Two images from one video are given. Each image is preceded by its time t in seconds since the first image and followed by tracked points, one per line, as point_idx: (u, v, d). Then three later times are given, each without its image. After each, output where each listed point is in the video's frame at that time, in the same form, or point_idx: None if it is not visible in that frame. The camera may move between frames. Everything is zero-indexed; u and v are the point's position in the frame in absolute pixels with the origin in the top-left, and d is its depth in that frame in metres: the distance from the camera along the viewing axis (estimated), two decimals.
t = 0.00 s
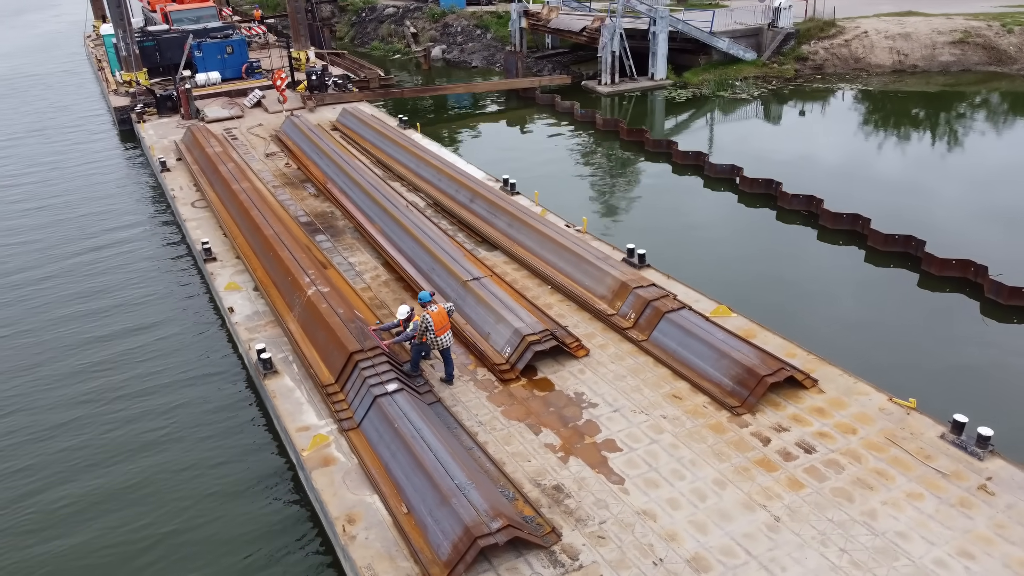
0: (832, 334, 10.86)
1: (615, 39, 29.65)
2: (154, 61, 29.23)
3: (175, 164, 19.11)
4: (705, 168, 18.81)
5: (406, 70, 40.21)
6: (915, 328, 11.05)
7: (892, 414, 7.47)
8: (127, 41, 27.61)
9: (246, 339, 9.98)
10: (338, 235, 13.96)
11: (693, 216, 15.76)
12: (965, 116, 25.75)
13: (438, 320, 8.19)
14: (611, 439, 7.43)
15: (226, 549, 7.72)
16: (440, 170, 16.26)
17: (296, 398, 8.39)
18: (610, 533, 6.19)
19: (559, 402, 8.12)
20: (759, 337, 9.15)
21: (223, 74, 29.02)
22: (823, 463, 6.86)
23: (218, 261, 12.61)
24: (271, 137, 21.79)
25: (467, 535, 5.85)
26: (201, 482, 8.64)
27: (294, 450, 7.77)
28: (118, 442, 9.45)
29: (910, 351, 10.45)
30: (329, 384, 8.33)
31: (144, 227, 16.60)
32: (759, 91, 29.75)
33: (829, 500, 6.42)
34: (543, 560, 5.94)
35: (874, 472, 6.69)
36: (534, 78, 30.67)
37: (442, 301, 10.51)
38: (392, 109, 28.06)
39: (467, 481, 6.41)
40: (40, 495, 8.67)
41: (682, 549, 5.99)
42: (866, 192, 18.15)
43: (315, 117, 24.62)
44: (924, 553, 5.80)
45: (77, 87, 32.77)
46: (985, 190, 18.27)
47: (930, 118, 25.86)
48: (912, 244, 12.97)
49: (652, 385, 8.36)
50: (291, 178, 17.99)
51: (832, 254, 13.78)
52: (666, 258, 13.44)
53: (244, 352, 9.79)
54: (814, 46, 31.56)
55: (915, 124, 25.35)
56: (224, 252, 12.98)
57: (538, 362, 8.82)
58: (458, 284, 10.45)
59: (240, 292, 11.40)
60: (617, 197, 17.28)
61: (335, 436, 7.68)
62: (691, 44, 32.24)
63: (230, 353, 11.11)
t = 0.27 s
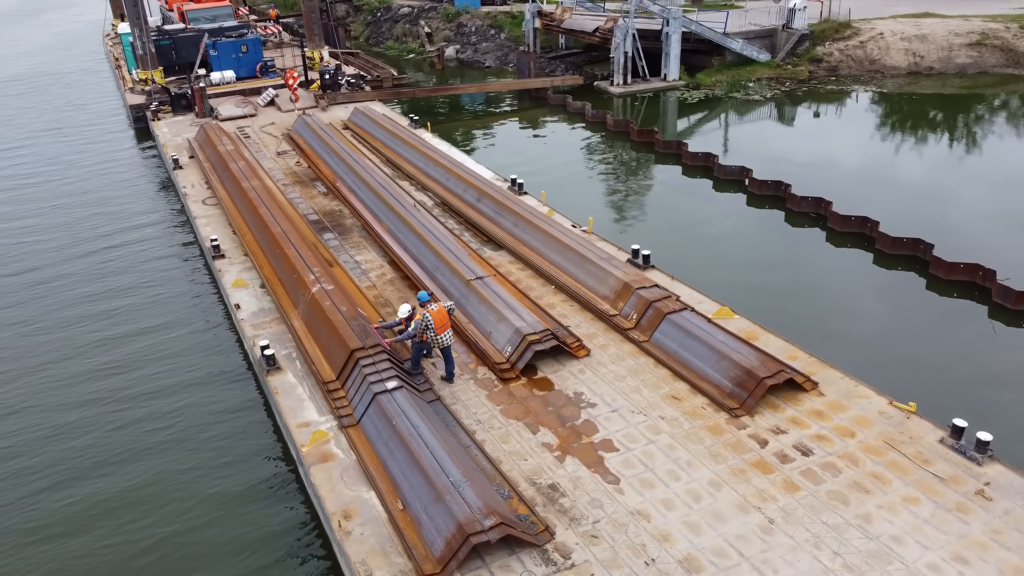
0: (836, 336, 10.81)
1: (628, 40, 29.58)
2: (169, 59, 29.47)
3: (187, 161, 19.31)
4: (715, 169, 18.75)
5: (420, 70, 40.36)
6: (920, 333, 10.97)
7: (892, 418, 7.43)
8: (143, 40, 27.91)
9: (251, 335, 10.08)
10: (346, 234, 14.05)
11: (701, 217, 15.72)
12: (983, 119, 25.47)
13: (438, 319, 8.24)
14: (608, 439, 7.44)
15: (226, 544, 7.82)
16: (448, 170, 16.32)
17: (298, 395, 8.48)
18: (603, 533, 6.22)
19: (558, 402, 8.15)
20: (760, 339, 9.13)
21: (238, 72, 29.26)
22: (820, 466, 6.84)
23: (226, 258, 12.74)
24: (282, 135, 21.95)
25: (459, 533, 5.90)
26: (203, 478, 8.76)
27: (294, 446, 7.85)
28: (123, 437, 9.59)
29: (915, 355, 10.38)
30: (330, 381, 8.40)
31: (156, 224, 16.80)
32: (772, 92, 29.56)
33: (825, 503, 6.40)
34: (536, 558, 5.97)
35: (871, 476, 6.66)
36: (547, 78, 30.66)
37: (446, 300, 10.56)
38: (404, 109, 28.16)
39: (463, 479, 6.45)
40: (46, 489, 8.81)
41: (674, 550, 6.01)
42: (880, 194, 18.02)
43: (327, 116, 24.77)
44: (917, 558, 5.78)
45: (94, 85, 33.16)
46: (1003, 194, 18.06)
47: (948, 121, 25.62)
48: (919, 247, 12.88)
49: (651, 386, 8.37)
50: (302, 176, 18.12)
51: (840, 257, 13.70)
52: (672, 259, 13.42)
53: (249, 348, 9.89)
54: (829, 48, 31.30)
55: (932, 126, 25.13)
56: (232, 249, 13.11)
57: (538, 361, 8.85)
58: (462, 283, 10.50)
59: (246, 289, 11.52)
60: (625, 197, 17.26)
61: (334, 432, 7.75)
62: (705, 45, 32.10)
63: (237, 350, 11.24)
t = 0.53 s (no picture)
0: (841, 340, 10.75)
1: (640, 40, 29.50)
2: (185, 58, 29.77)
3: (199, 159, 19.51)
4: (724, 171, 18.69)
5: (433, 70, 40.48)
6: (927, 337, 10.89)
7: (892, 422, 7.39)
8: (159, 39, 28.20)
9: (256, 332, 10.19)
10: (354, 233, 14.15)
11: (709, 219, 15.67)
12: (1001, 122, 25.19)
13: (438, 317, 8.31)
14: (606, 439, 7.46)
15: (226, 542, 7.94)
16: (456, 170, 16.38)
17: (300, 391, 8.56)
18: (597, 532, 6.24)
19: (557, 402, 8.18)
20: (763, 341, 9.10)
21: (252, 71, 29.48)
22: (817, 469, 6.82)
23: (234, 256, 12.88)
24: (294, 134, 22.12)
25: (453, 530, 5.95)
26: (206, 476, 8.89)
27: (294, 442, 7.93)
28: (128, 435, 9.74)
29: (921, 359, 10.31)
30: (331, 378, 8.47)
31: (168, 222, 17.01)
32: (785, 93, 29.38)
33: (820, 506, 6.38)
34: (529, 557, 6.01)
35: (868, 480, 6.64)
36: (559, 79, 30.64)
37: (449, 299, 10.61)
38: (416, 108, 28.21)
39: (458, 477, 6.49)
40: (53, 485, 8.98)
41: (667, 551, 6.02)
42: (894, 197, 17.87)
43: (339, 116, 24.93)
44: (911, 563, 5.76)
45: (112, 84, 33.57)
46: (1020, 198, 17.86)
47: (966, 124, 25.37)
48: (928, 251, 12.80)
49: (651, 387, 8.37)
50: (312, 175, 18.26)
51: (847, 260, 13.62)
52: (678, 261, 13.40)
53: (253, 345, 9.99)
54: (844, 49, 31.04)
55: (949, 129, 24.90)
56: (241, 247, 13.24)
57: (539, 361, 8.89)
58: (465, 282, 10.55)
59: (253, 286, 11.63)
60: (634, 199, 17.23)
61: (334, 429, 7.83)
62: (718, 46, 31.94)
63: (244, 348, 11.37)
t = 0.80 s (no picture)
0: (845, 344, 10.71)
1: (653, 41, 29.42)
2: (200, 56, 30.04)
3: (211, 157, 19.70)
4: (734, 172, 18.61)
5: (447, 70, 40.59)
6: (931, 343, 10.83)
7: (891, 426, 7.35)
8: (174, 37, 28.48)
9: (261, 329, 10.29)
10: (361, 231, 14.25)
11: (716, 220, 15.64)
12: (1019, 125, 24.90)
13: (438, 317, 8.37)
14: (603, 439, 7.49)
15: (227, 540, 8.05)
16: (464, 169, 16.44)
17: (302, 388, 8.64)
18: (590, 532, 6.27)
19: (556, 401, 8.21)
20: (764, 344, 9.09)
21: (266, 70, 29.68)
22: (813, 472, 6.81)
23: (242, 253, 13.00)
24: (306, 133, 22.28)
25: (446, 528, 5.99)
26: (208, 474, 9.00)
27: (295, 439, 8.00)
28: (133, 432, 9.87)
29: (925, 365, 10.25)
30: (333, 375, 8.55)
31: (180, 221, 17.19)
32: (798, 95, 29.19)
33: (816, 510, 6.37)
34: (522, 556, 6.05)
35: (864, 484, 6.61)
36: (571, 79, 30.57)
37: (453, 299, 10.66)
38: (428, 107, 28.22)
39: (453, 475, 6.53)
40: (60, 479, 9.15)
41: (659, 552, 6.04)
42: (907, 199, 17.71)
43: (350, 115, 25.06)
44: (904, 568, 5.74)
45: (128, 82, 33.94)
46: None
47: (983, 126, 25.11)
48: (936, 255, 12.71)
49: (650, 388, 8.38)
50: (321, 174, 18.38)
51: (855, 263, 13.54)
52: (683, 264, 13.38)
53: (258, 342, 10.09)
54: (858, 51, 30.83)
55: (966, 132, 24.65)
56: (249, 245, 13.36)
57: (539, 361, 8.92)
58: (469, 282, 10.60)
59: (260, 284, 11.75)
60: (641, 199, 17.20)
61: (334, 427, 7.89)
62: (732, 47, 31.75)
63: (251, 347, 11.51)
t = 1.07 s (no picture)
0: (849, 348, 10.67)
1: (665, 42, 29.34)
2: (215, 56, 30.31)
3: (223, 156, 19.88)
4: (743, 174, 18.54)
5: (460, 69, 40.67)
6: (937, 347, 10.75)
7: (890, 430, 7.31)
8: (190, 36, 28.74)
9: (266, 326, 10.39)
10: (369, 230, 14.34)
11: (724, 222, 15.59)
12: None
13: (438, 316, 8.44)
14: (600, 440, 7.51)
15: (227, 537, 8.17)
16: (472, 169, 16.49)
17: (304, 385, 8.72)
18: (584, 532, 6.30)
19: (555, 401, 8.24)
20: (766, 346, 9.07)
21: (280, 69, 29.90)
22: (809, 475, 6.80)
23: (251, 251, 13.12)
24: (317, 132, 22.43)
25: (440, 525, 6.05)
26: (211, 471, 9.12)
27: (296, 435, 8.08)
28: (139, 429, 10.01)
29: (930, 370, 10.19)
30: (335, 373, 8.63)
31: (191, 220, 17.38)
32: (812, 97, 29.00)
33: (811, 513, 6.36)
34: (515, 554, 6.09)
35: (861, 487, 6.59)
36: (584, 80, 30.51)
37: (457, 298, 10.72)
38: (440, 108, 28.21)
39: (449, 473, 6.58)
40: (67, 474, 9.30)
41: (652, 552, 6.06)
42: (921, 202, 17.56)
43: (362, 114, 25.20)
44: (898, 572, 5.73)
45: (144, 81, 34.31)
46: None
47: (1001, 129, 24.83)
48: (944, 258, 12.61)
49: (650, 389, 8.39)
50: (331, 173, 18.51)
51: (862, 266, 13.46)
52: (689, 266, 13.36)
53: (263, 339, 10.19)
54: (872, 53, 30.59)
55: (984, 135, 24.38)
56: (257, 243, 13.49)
57: (540, 361, 8.96)
58: (473, 281, 10.65)
59: (266, 281, 11.85)
60: (650, 200, 17.17)
61: (335, 423, 7.97)
62: (745, 48, 31.55)
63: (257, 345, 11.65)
